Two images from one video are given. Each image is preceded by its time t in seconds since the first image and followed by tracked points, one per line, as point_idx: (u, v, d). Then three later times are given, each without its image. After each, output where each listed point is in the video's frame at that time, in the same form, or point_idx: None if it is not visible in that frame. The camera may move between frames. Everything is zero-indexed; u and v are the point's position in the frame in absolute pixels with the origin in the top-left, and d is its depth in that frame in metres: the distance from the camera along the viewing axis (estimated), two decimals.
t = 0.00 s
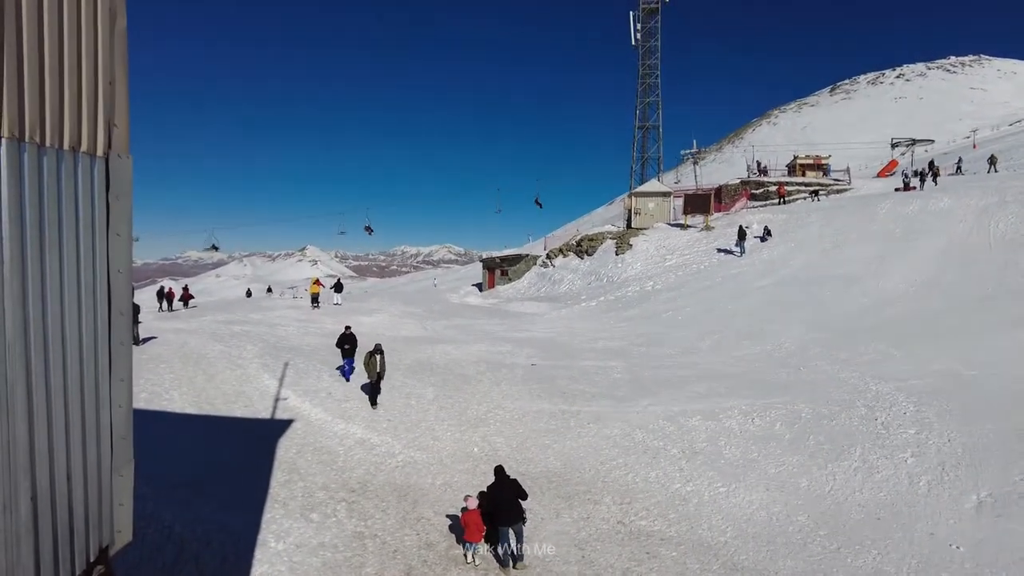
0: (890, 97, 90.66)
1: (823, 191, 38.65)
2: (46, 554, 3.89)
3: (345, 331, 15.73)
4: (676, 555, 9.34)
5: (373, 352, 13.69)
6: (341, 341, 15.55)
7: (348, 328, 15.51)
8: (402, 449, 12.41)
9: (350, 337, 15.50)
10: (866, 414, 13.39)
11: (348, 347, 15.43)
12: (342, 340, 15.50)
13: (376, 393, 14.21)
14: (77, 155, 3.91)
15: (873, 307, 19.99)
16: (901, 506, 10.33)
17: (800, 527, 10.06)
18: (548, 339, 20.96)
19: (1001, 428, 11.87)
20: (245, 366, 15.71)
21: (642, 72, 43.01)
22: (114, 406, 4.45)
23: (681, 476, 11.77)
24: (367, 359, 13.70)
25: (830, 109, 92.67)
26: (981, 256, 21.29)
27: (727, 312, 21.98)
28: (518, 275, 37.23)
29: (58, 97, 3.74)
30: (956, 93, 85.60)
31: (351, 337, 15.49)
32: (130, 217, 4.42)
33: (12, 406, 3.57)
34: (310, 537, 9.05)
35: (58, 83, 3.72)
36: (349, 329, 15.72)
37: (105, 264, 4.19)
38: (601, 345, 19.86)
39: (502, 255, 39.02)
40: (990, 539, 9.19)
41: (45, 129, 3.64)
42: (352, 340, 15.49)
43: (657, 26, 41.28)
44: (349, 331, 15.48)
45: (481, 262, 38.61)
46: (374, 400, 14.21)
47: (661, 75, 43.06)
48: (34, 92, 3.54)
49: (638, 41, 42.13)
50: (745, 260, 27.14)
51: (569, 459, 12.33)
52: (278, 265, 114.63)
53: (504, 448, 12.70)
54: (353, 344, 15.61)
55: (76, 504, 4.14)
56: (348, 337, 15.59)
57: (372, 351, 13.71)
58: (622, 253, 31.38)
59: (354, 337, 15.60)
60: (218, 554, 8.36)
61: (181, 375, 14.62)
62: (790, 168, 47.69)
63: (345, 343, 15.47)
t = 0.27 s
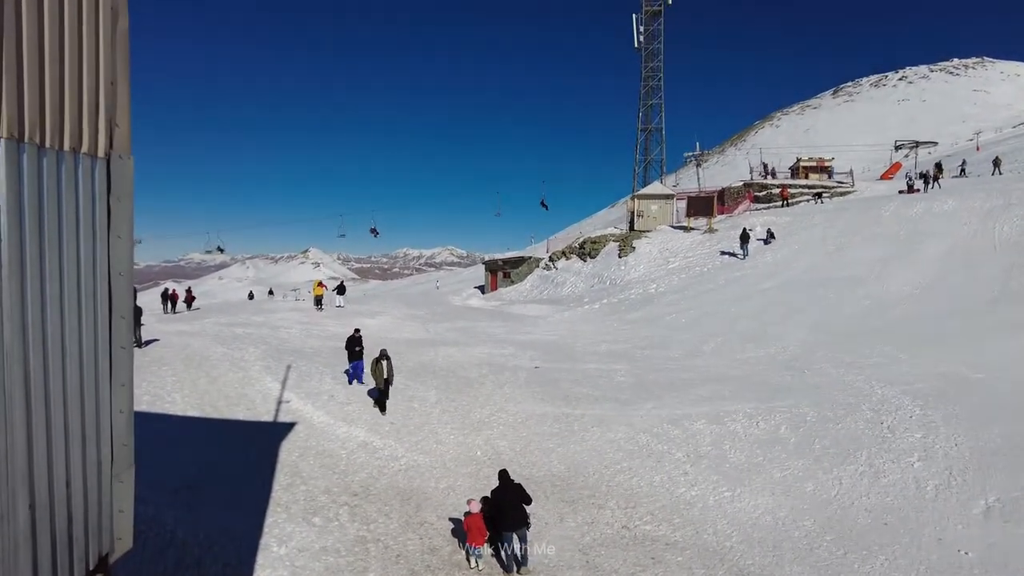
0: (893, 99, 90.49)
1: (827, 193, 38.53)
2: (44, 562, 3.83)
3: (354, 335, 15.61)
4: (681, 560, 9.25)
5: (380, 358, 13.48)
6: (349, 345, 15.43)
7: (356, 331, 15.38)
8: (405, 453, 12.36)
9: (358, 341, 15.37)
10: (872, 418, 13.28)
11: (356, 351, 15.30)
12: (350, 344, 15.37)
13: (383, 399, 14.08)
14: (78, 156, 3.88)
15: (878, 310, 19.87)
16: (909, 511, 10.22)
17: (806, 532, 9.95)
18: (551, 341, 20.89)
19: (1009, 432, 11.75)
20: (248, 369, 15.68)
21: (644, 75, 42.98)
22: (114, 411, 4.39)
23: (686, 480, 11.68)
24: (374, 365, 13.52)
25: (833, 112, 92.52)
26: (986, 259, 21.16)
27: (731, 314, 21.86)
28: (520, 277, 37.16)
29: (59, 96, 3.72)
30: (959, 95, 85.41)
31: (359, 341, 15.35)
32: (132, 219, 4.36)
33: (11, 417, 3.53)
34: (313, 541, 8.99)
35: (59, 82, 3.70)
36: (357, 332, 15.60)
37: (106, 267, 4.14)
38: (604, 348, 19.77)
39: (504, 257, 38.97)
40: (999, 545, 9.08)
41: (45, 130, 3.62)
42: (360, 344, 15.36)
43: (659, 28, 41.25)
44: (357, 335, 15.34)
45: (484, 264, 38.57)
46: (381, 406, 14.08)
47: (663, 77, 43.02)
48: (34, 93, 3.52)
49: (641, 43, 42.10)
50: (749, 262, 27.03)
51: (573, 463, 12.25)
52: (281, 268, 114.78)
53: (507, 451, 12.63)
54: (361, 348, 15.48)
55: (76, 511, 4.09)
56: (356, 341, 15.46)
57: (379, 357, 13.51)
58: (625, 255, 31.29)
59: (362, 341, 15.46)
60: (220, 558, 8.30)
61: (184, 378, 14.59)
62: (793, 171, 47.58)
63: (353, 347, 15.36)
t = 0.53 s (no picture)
0: (895, 100, 90.43)
1: (828, 194, 38.47)
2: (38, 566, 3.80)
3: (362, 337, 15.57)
4: (683, 562, 9.20)
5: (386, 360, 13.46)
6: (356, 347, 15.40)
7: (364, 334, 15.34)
8: (406, 454, 12.32)
9: (365, 344, 15.33)
10: (875, 419, 13.22)
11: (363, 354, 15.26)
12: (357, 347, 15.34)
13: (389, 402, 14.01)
14: (74, 156, 3.83)
15: (880, 311, 19.80)
16: (913, 513, 10.15)
17: (809, 534, 9.89)
18: (552, 343, 20.84)
19: (1012, 433, 11.69)
20: (249, 370, 15.65)
21: (645, 76, 42.97)
22: (112, 414, 4.31)
23: (688, 482, 11.62)
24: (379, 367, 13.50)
25: (834, 112, 92.48)
26: (989, 260, 21.09)
27: (733, 315, 21.80)
28: (521, 278, 37.13)
29: (54, 96, 3.68)
30: (961, 96, 85.34)
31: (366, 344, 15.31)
32: (132, 219, 4.27)
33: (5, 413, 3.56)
34: (313, 544, 8.95)
35: (53, 82, 3.66)
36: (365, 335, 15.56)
37: (104, 268, 4.06)
38: (605, 349, 19.73)
39: (505, 258, 38.94)
40: (1003, 547, 9.01)
41: (41, 129, 3.60)
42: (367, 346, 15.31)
43: (660, 29, 41.25)
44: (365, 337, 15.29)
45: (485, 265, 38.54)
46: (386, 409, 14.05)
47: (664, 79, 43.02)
48: (28, 94, 3.51)
49: (642, 44, 42.10)
50: (751, 263, 26.98)
51: (574, 465, 12.20)
52: (282, 269, 114.85)
53: (509, 453, 12.58)
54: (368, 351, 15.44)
55: (71, 513, 4.06)
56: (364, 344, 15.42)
57: (385, 359, 13.50)
58: (626, 256, 31.26)
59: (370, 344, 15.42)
60: (220, 560, 8.26)
61: (185, 379, 14.56)
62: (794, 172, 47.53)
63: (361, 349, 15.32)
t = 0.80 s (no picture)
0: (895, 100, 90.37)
1: (830, 195, 38.43)
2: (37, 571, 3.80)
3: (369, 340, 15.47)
4: (685, 565, 9.16)
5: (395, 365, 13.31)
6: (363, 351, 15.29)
7: (371, 337, 15.24)
8: (407, 456, 12.30)
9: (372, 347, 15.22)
10: (877, 420, 13.18)
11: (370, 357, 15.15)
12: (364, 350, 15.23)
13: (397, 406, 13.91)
14: (72, 158, 3.83)
15: (882, 312, 19.76)
16: (915, 515, 10.11)
17: (812, 537, 9.85)
18: (553, 344, 20.82)
19: (1015, 435, 11.64)
20: (249, 372, 15.64)
21: (646, 77, 42.97)
22: (110, 417, 4.34)
23: (690, 484, 11.59)
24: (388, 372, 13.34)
25: (835, 113, 92.41)
26: (990, 260, 21.05)
27: (734, 317, 21.76)
28: (522, 279, 37.11)
29: (53, 96, 3.69)
30: (962, 97, 85.28)
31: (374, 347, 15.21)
32: (128, 221, 4.31)
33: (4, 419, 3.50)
34: (314, 546, 8.92)
35: (53, 83, 3.67)
36: (372, 338, 15.47)
37: (102, 270, 4.09)
38: (606, 351, 19.69)
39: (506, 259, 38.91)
40: (1007, 549, 8.98)
41: (39, 130, 3.58)
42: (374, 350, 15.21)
43: (661, 30, 41.24)
44: (372, 341, 15.19)
45: (486, 267, 38.51)
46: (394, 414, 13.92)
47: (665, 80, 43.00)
48: (27, 93, 3.48)
49: (642, 46, 42.10)
50: (752, 265, 26.94)
51: (575, 467, 12.17)
52: (283, 271, 114.85)
53: (510, 455, 12.55)
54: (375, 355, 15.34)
55: (69, 518, 4.06)
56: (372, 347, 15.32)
57: (393, 363, 13.34)
58: (627, 257, 31.23)
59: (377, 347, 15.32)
60: (220, 562, 8.24)
61: (185, 381, 14.55)
62: (795, 173, 47.50)
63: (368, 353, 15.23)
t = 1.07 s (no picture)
0: (898, 101, 90.17)
1: (832, 196, 38.34)
2: None
3: (374, 344, 15.32)
4: (687, 567, 9.12)
5: (403, 368, 13.18)
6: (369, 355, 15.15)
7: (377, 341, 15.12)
8: (408, 458, 12.29)
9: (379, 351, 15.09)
10: (880, 422, 13.12)
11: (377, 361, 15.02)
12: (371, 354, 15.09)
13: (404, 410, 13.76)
14: (68, 160, 3.83)
15: (885, 313, 19.69)
16: (918, 518, 10.06)
17: (814, 539, 9.80)
18: (555, 346, 20.79)
19: (1019, 437, 11.57)
20: (251, 374, 15.65)
21: (648, 79, 42.97)
22: (107, 420, 4.35)
23: (692, 486, 11.56)
24: (396, 375, 13.22)
25: (838, 114, 92.23)
26: (994, 262, 20.96)
27: (737, 318, 21.71)
28: (525, 281, 37.09)
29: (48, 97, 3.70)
30: (965, 98, 85.07)
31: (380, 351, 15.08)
32: (126, 223, 4.32)
33: None
34: (315, 549, 8.91)
35: (48, 83, 3.69)
36: (377, 342, 15.34)
37: (98, 273, 4.10)
38: (609, 353, 19.65)
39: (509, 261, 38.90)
40: (1010, 552, 8.93)
41: (32, 132, 3.57)
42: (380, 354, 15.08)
43: (663, 32, 41.23)
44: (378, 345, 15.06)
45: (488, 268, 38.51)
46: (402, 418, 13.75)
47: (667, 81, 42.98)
48: (20, 95, 3.48)
49: (645, 47, 42.10)
50: (754, 266, 26.88)
51: (577, 469, 12.14)
52: (286, 273, 115.02)
53: (511, 457, 12.53)
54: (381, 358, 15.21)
55: (64, 523, 4.06)
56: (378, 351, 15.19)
57: (401, 367, 13.21)
58: (630, 259, 31.19)
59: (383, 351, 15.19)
60: (221, 565, 8.24)
61: (187, 383, 14.57)
62: (798, 174, 47.41)
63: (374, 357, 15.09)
